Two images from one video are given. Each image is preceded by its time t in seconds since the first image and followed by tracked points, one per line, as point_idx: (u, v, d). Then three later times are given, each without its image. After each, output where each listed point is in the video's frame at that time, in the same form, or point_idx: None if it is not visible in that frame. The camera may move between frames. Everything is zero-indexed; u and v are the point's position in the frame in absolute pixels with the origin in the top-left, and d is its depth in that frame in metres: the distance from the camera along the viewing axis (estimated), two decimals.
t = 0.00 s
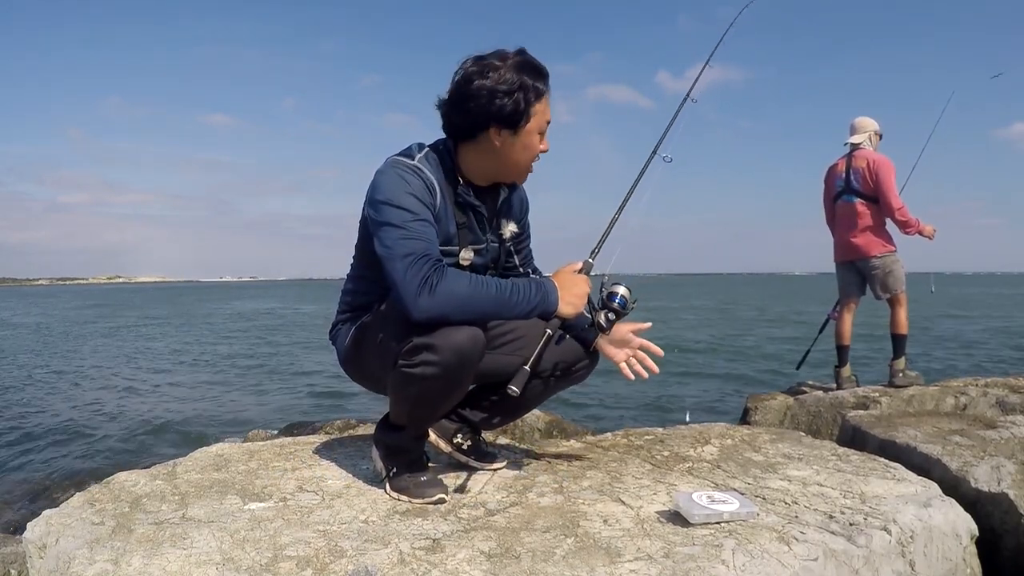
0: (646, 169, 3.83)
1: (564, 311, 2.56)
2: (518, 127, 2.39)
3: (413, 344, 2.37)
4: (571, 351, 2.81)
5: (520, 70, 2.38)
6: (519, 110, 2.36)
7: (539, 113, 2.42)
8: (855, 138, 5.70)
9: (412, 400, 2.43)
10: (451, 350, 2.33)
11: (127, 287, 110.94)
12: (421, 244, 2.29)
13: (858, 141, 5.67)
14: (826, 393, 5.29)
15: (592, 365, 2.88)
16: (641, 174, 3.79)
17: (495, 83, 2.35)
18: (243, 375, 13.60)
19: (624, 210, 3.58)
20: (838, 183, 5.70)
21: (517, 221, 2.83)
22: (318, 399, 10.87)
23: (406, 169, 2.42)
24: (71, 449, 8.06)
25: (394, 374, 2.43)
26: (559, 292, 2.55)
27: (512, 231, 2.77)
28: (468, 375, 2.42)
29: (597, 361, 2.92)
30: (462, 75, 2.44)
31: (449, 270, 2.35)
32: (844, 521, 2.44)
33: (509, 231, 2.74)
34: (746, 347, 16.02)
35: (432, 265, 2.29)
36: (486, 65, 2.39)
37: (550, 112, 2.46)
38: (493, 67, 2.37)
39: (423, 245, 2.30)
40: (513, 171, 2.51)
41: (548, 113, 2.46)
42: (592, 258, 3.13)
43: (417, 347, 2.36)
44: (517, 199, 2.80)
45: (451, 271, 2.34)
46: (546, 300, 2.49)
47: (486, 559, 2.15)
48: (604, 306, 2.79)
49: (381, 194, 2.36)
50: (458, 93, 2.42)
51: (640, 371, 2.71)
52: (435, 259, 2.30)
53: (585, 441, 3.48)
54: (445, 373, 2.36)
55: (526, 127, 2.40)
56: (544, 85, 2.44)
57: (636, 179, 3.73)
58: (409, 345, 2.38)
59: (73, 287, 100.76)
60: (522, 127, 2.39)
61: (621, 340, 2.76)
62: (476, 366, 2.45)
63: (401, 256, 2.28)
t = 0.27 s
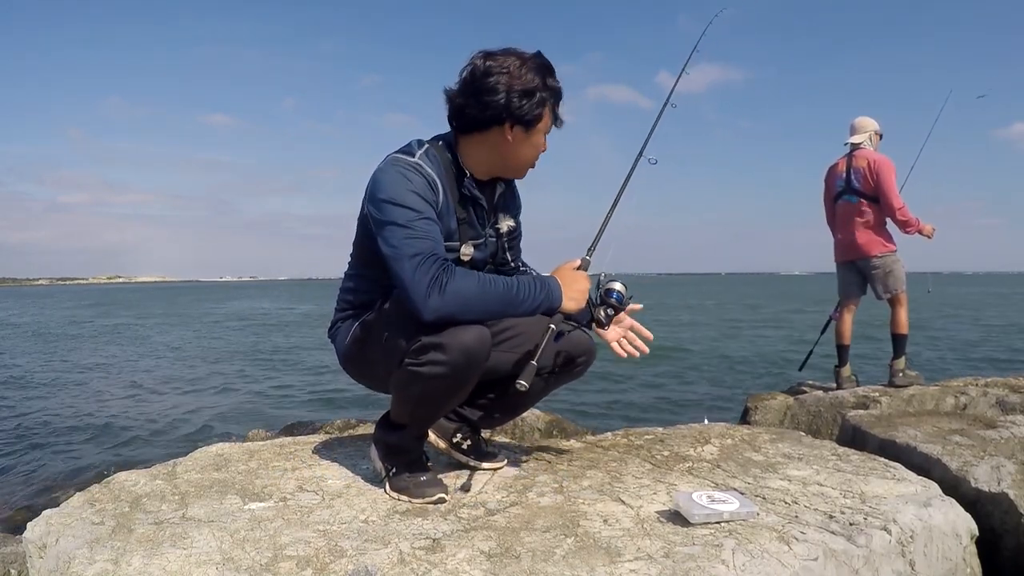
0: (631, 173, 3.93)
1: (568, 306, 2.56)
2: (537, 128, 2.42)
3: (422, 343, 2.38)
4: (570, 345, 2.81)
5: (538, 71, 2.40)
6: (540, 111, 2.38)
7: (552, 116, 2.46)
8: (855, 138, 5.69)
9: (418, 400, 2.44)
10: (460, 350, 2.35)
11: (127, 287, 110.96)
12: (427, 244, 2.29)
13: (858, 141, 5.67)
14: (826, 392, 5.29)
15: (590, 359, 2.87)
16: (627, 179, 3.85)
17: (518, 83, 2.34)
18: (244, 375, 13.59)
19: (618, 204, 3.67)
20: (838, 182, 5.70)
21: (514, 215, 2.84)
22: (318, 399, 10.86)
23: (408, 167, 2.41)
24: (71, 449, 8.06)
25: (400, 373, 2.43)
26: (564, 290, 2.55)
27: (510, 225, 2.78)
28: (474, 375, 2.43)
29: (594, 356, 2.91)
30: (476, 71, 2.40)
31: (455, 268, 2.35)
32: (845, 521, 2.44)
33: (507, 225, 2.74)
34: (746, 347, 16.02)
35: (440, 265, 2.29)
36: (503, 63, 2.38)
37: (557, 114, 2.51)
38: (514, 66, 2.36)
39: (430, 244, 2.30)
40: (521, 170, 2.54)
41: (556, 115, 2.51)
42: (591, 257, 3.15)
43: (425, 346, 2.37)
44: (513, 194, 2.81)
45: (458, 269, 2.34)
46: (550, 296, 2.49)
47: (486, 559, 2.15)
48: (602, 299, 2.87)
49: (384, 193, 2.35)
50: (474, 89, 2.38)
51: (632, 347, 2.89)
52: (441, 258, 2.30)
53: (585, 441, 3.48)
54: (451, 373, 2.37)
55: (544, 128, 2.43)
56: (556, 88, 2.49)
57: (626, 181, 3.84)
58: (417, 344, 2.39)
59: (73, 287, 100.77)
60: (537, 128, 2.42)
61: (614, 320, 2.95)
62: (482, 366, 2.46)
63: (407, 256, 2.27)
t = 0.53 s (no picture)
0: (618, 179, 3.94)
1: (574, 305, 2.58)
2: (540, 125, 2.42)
3: (432, 344, 2.38)
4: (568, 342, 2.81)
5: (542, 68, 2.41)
6: (543, 109, 2.39)
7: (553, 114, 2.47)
8: (856, 138, 5.69)
9: (426, 401, 2.44)
10: (472, 352, 2.36)
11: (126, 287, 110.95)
12: (437, 246, 2.29)
13: (859, 141, 5.67)
14: (826, 392, 5.28)
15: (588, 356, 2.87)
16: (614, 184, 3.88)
17: (523, 80, 2.34)
18: (243, 375, 13.58)
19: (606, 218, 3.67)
20: (839, 182, 5.70)
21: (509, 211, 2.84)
22: (318, 398, 10.85)
23: (412, 167, 2.40)
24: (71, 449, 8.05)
25: (409, 374, 2.43)
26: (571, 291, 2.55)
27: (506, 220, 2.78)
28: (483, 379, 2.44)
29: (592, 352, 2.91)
30: (480, 66, 2.38)
31: (465, 270, 2.36)
32: (844, 521, 2.44)
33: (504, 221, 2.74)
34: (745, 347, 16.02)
35: (451, 266, 2.30)
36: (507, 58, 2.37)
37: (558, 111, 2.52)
38: (518, 63, 2.35)
39: (440, 246, 2.30)
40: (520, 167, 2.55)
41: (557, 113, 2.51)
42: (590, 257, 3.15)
43: (437, 348, 2.37)
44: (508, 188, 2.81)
45: (468, 270, 2.35)
46: (559, 295, 2.48)
47: (486, 559, 2.15)
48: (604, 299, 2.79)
49: (389, 195, 2.34)
50: (477, 86, 2.37)
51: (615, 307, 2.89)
52: (451, 260, 2.30)
53: (585, 440, 3.48)
54: (460, 376, 2.38)
55: (546, 126, 2.44)
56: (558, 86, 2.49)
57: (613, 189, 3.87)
58: (427, 346, 2.40)
59: (72, 287, 100.79)
60: (538, 126, 2.43)
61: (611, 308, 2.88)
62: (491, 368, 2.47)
63: (416, 257, 2.27)
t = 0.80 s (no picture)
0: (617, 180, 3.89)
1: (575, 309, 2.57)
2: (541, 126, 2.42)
3: (433, 345, 2.39)
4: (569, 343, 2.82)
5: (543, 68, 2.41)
6: (544, 111, 2.39)
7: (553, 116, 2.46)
8: (856, 138, 5.69)
9: (426, 402, 2.44)
10: (472, 353, 2.36)
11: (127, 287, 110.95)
12: (438, 246, 2.29)
13: (858, 141, 5.67)
14: (826, 392, 5.28)
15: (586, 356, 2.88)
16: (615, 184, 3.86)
17: (524, 81, 2.34)
18: (244, 375, 13.59)
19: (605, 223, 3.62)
20: (839, 182, 5.70)
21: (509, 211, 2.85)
22: (318, 398, 10.86)
23: (412, 168, 2.40)
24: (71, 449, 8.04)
25: (409, 374, 2.43)
26: (572, 295, 2.56)
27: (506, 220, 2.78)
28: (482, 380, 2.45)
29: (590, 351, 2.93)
30: (481, 67, 2.38)
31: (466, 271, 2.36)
32: (844, 521, 2.44)
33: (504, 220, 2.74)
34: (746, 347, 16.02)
35: (452, 267, 2.30)
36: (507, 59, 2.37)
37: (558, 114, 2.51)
38: (519, 64, 2.36)
39: (441, 246, 2.30)
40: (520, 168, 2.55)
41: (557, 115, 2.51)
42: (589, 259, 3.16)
43: (437, 348, 2.38)
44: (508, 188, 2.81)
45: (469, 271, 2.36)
46: (559, 299, 2.49)
47: (486, 559, 2.15)
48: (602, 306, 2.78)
49: (389, 194, 2.34)
50: (477, 86, 2.37)
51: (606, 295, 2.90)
52: (452, 260, 2.30)
53: (585, 440, 3.48)
54: (459, 377, 2.39)
55: (547, 127, 2.44)
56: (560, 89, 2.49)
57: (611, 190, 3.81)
58: (427, 346, 2.40)
59: (72, 287, 100.79)
60: (538, 128, 2.43)
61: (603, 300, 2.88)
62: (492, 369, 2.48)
63: (417, 258, 2.27)
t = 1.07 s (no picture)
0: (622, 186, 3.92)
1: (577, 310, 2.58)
2: (541, 129, 2.42)
3: (430, 345, 2.38)
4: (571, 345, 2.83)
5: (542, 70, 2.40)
6: (544, 113, 2.38)
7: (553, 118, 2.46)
8: (855, 138, 5.70)
9: (424, 403, 2.44)
10: (468, 354, 2.36)
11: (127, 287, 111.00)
12: (436, 247, 2.29)
13: (858, 141, 5.67)
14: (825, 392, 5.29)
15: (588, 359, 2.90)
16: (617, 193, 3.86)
17: (523, 83, 2.34)
18: (244, 375, 13.59)
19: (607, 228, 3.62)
20: (838, 182, 5.70)
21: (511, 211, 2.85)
22: (317, 399, 10.87)
23: (412, 169, 2.40)
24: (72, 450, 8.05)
25: (407, 375, 2.42)
26: (572, 297, 2.56)
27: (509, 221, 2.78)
28: (480, 380, 2.44)
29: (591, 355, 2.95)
30: (480, 69, 2.38)
31: (464, 272, 2.36)
32: (844, 521, 2.44)
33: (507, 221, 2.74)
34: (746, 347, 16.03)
35: (450, 268, 2.30)
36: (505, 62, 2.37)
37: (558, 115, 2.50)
38: (519, 66, 2.35)
39: (439, 247, 2.30)
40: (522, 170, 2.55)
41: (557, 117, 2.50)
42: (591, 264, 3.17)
43: (434, 349, 2.37)
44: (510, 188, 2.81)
45: (467, 273, 2.35)
46: (558, 302, 2.49)
47: (486, 559, 2.15)
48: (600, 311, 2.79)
49: (388, 195, 2.34)
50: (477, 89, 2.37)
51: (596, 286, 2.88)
52: (450, 261, 2.30)
53: (585, 441, 3.48)
54: (456, 378, 2.38)
55: (547, 129, 2.44)
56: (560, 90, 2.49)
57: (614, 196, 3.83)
58: (424, 347, 2.39)
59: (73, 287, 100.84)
60: (539, 130, 2.43)
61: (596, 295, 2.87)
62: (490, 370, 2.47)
63: (414, 259, 2.26)
